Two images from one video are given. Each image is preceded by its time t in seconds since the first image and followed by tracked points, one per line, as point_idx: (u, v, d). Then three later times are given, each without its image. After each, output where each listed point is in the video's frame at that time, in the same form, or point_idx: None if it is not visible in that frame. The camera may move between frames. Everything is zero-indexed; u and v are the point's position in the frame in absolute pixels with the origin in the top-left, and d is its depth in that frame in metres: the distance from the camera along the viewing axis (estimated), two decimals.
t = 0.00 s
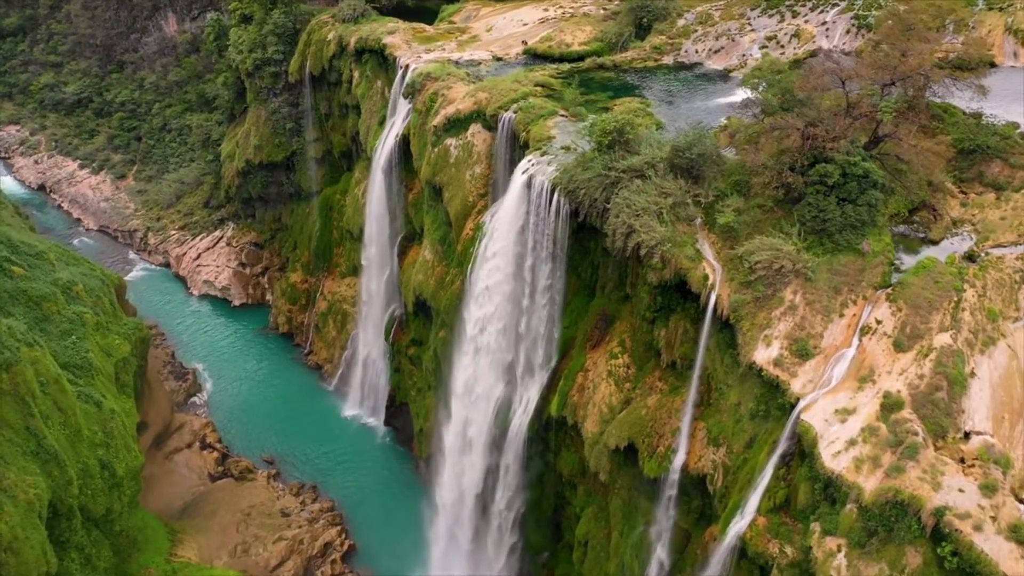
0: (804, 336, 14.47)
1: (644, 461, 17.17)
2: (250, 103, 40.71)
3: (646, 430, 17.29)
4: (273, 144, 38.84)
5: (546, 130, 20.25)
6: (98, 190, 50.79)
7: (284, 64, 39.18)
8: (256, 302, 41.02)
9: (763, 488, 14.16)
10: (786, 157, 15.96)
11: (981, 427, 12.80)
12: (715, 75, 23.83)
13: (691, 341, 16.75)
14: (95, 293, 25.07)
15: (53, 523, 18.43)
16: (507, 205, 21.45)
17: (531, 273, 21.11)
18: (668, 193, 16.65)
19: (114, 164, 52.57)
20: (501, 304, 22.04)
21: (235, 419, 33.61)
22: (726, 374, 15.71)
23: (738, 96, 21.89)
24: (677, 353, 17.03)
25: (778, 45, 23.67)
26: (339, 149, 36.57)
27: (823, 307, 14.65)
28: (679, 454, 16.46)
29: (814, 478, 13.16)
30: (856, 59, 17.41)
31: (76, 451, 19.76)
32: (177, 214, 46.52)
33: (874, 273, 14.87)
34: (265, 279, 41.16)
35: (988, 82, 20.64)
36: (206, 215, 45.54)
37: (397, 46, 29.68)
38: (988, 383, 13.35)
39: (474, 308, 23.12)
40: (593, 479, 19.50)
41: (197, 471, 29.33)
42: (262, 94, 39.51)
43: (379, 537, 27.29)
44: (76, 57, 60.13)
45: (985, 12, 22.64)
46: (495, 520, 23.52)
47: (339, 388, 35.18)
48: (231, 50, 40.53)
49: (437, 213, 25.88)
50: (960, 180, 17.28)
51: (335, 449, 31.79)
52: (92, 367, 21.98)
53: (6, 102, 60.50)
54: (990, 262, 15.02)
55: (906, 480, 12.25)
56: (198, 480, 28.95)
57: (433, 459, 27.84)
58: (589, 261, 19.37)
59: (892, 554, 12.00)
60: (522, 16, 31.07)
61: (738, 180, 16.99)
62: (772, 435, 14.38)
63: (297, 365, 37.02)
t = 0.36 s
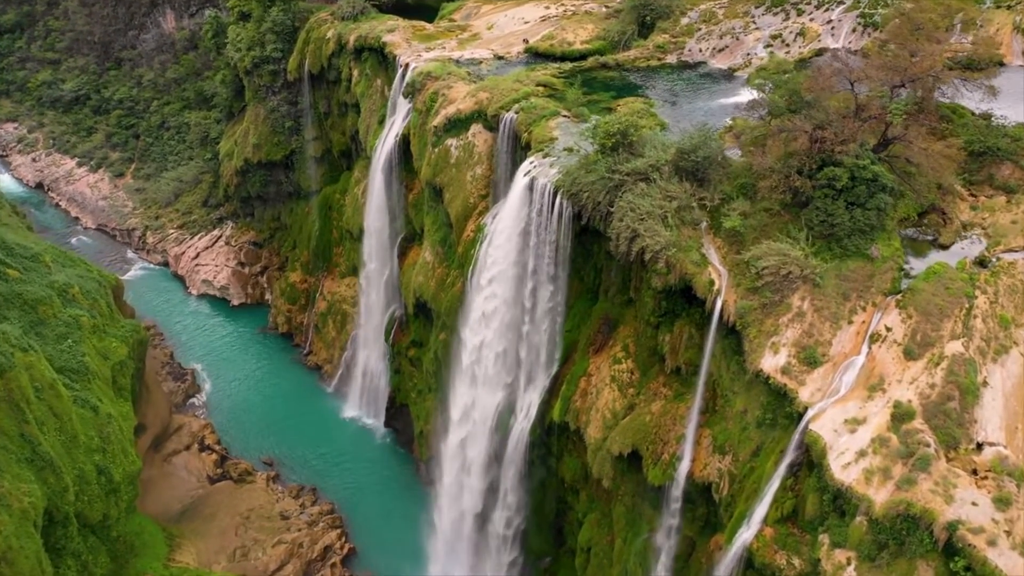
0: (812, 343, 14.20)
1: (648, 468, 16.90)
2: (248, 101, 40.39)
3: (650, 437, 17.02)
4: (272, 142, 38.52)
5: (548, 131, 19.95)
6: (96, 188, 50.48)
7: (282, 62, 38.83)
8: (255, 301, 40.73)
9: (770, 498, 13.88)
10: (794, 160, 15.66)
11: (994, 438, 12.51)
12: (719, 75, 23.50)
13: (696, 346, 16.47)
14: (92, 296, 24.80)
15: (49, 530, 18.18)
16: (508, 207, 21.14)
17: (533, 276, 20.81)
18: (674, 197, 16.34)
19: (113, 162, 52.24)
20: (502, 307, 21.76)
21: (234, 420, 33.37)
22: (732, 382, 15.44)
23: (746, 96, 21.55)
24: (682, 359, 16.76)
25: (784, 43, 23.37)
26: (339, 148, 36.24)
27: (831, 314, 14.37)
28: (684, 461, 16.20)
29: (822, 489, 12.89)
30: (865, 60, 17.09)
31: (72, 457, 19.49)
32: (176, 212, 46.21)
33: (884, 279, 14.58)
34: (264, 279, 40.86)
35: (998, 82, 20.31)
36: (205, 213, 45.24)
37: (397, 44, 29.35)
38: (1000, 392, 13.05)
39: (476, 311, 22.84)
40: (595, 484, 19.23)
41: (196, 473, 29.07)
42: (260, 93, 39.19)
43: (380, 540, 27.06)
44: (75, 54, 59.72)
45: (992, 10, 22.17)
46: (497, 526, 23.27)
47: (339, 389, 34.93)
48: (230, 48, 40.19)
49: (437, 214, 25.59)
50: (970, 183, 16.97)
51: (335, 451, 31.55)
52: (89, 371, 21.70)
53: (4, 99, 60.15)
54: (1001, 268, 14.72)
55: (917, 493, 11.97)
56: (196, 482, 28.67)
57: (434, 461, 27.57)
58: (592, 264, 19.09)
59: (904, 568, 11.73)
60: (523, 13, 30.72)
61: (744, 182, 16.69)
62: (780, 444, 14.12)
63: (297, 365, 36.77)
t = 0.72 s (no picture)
0: (822, 352, 13.88)
1: (653, 477, 16.56)
2: (246, 99, 40.08)
3: (654, 445, 16.71)
4: (270, 141, 38.18)
5: (551, 133, 19.59)
6: (93, 186, 50.10)
7: (281, 60, 38.46)
8: (254, 301, 40.41)
9: (778, 511, 13.55)
10: (803, 164, 15.30)
11: (1010, 451, 12.19)
12: (724, 75, 23.11)
13: (702, 354, 16.16)
14: (88, 299, 24.50)
15: (44, 540, 17.86)
16: (510, 210, 20.81)
17: (535, 280, 20.48)
18: (679, 201, 16.00)
19: (111, 160, 51.87)
20: (504, 310, 21.44)
21: (233, 421, 33.09)
22: (738, 390, 15.12)
23: (752, 97, 21.16)
24: (687, 366, 16.45)
25: (789, 42, 23.01)
26: (338, 147, 35.85)
27: (841, 322, 14.04)
28: (690, 470, 15.88)
29: (833, 502, 12.57)
30: (873, 61, 16.75)
31: (67, 464, 19.21)
32: (174, 211, 45.86)
33: (895, 286, 14.25)
34: (263, 278, 40.54)
35: (1011, 83, 19.91)
36: (203, 212, 44.90)
37: (397, 42, 28.98)
38: (1016, 404, 12.73)
39: (477, 314, 22.51)
40: (599, 492, 18.90)
41: (195, 476, 28.77)
42: (259, 91, 38.83)
43: (381, 544, 26.78)
44: (72, 51, 59.25)
45: (1002, 8, 21.80)
46: (499, 532, 22.97)
47: (339, 390, 34.63)
48: (228, 45, 39.80)
49: (438, 215, 25.25)
50: (981, 186, 16.61)
51: (335, 453, 31.26)
52: (84, 376, 21.39)
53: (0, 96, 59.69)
54: (1015, 275, 14.38)
55: (931, 509, 11.64)
56: (195, 485, 28.38)
57: (434, 464, 27.24)
58: (595, 268, 18.75)
59: None
60: (525, 11, 30.31)
61: (751, 186, 16.34)
62: (788, 455, 13.80)
63: (296, 365, 36.49)
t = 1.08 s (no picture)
0: (832, 362, 13.55)
1: (658, 487, 16.21)
2: (245, 98, 39.70)
3: (659, 455, 16.36)
4: (269, 140, 37.80)
5: (553, 135, 19.23)
6: (91, 184, 49.72)
7: (279, 58, 38.06)
8: (253, 301, 40.07)
9: (787, 525, 13.21)
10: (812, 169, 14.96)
11: None
12: (729, 75, 22.74)
13: (708, 362, 15.84)
14: (83, 302, 24.18)
15: (38, 550, 17.54)
16: (512, 212, 20.44)
17: (537, 284, 20.12)
18: (685, 207, 15.67)
19: (108, 158, 51.48)
20: (506, 314, 21.08)
21: (232, 423, 32.79)
22: (746, 400, 14.79)
23: (759, 97, 20.76)
24: (693, 374, 16.14)
25: (795, 41, 22.68)
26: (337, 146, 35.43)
27: (852, 332, 13.72)
28: (695, 481, 15.55)
29: (843, 517, 12.19)
30: (884, 63, 16.37)
31: (62, 473, 18.90)
32: (172, 210, 45.49)
33: (907, 294, 13.91)
34: (262, 278, 40.22)
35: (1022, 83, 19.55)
36: (202, 211, 44.54)
37: (397, 41, 28.57)
38: None
39: (479, 318, 22.16)
40: (602, 499, 18.56)
41: (193, 479, 28.49)
42: (257, 90, 38.45)
43: (381, 548, 26.49)
44: (69, 48, 58.76)
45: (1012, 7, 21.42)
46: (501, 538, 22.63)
47: (339, 392, 34.31)
48: (225, 43, 39.38)
49: (438, 217, 24.90)
50: (994, 191, 16.25)
51: (335, 455, 30.95)
52: (80, 382, 21.08)
53: None
54: None
55: (946, 526, 11.33)
56: (193, 489, 28.09)
57: (435, 468, 26.91)
58: (599, 273, 18.41)
59: None
60: (526, 9, 29.91)
61: (758, 191, 15.99)
62: (797, 467, 13.47)
63: (296, 366, 36.17)
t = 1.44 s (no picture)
0: (842, 373, 13.26)
1: (663, 496, 15.90)
2: (243, 97, 39.32)
3: (664, 463, 16.06)
4: (268, 140, 37.47)
5: (556, 137, 18.90)
6: (89, 183, 49.40)
7: (278, 56, 37.71)
8: (252, 302, 39.78)
9: (796, 538, 12.90)
10: (821, 174, 14.65)
11: None
12: (734, 75, 22.42)
13: (715, 370, 15.56)
14: (79, 306, 23.89)
15: (33, 560, 17.25)
16: (515, 215, 20.08)
17: (540, 288, 19.79)
18: (691, 212, 15.34)
19: (106, 156, 51.17)
20: (508, 318, 20.75)
21: (231, 425, 32.50)
22: (753, 409, 14.51)
23: (765, 98, 20.45)
24: (699, 382, 15.86)
25: (801, 41, 22.38)
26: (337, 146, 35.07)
27: (862, 341, 13.42)
28: (701, 491, 15.26)
29: (854, 532, 11.87)
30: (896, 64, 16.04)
31: (58, 480, 18.62)
32: (171, 209, 45.18)
33: (918, 303, 13.62)
34: (261, 278, 39.93)
35: None
36: (200, 210, 44.21)
37: (396, 40, 28.21)
38: None
39: (481, 322, 21.83)
40: (605, 507, 18.25)
41: (192, 483, 28.23)
42: (256, 88, 38.11)
43: (382, 552, 26.22)
44: (67, 45, 58.31)
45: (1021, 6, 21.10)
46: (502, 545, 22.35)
47: (339, 393, 34.02)
48: (223, 42, 39.01)
49: (439, 219, 24.60)
50: (1006, 195, 15.92)
51: (335, 458, 30.66)
52: (76, 388, 20.80)
53: None
54: None
55: (961, 543, 11.03)
56: (192, 493, 27.84)
57: (437, 472, 26.62)
58: (602, 278, 18.11)
59: None
60: (527, 7, 29.57)
61: (765, 196, 15.68)
62: (806, 479, 13.19)
63: (295, 367, 35.88)
